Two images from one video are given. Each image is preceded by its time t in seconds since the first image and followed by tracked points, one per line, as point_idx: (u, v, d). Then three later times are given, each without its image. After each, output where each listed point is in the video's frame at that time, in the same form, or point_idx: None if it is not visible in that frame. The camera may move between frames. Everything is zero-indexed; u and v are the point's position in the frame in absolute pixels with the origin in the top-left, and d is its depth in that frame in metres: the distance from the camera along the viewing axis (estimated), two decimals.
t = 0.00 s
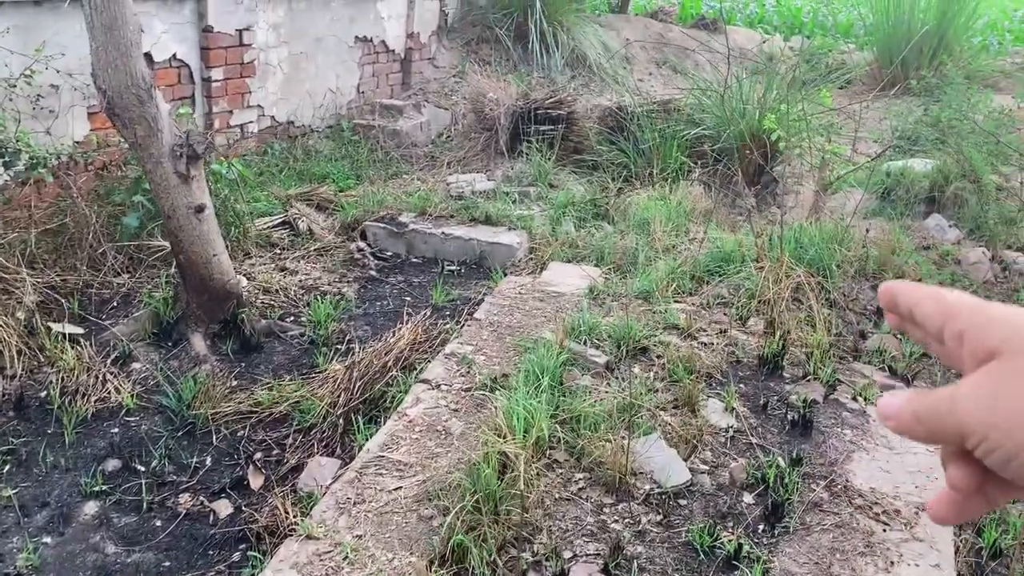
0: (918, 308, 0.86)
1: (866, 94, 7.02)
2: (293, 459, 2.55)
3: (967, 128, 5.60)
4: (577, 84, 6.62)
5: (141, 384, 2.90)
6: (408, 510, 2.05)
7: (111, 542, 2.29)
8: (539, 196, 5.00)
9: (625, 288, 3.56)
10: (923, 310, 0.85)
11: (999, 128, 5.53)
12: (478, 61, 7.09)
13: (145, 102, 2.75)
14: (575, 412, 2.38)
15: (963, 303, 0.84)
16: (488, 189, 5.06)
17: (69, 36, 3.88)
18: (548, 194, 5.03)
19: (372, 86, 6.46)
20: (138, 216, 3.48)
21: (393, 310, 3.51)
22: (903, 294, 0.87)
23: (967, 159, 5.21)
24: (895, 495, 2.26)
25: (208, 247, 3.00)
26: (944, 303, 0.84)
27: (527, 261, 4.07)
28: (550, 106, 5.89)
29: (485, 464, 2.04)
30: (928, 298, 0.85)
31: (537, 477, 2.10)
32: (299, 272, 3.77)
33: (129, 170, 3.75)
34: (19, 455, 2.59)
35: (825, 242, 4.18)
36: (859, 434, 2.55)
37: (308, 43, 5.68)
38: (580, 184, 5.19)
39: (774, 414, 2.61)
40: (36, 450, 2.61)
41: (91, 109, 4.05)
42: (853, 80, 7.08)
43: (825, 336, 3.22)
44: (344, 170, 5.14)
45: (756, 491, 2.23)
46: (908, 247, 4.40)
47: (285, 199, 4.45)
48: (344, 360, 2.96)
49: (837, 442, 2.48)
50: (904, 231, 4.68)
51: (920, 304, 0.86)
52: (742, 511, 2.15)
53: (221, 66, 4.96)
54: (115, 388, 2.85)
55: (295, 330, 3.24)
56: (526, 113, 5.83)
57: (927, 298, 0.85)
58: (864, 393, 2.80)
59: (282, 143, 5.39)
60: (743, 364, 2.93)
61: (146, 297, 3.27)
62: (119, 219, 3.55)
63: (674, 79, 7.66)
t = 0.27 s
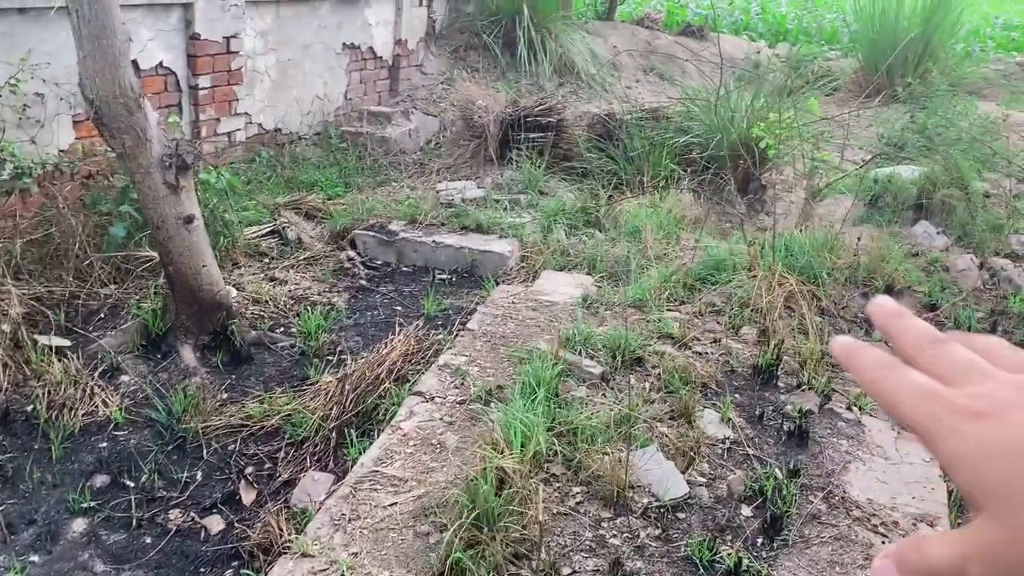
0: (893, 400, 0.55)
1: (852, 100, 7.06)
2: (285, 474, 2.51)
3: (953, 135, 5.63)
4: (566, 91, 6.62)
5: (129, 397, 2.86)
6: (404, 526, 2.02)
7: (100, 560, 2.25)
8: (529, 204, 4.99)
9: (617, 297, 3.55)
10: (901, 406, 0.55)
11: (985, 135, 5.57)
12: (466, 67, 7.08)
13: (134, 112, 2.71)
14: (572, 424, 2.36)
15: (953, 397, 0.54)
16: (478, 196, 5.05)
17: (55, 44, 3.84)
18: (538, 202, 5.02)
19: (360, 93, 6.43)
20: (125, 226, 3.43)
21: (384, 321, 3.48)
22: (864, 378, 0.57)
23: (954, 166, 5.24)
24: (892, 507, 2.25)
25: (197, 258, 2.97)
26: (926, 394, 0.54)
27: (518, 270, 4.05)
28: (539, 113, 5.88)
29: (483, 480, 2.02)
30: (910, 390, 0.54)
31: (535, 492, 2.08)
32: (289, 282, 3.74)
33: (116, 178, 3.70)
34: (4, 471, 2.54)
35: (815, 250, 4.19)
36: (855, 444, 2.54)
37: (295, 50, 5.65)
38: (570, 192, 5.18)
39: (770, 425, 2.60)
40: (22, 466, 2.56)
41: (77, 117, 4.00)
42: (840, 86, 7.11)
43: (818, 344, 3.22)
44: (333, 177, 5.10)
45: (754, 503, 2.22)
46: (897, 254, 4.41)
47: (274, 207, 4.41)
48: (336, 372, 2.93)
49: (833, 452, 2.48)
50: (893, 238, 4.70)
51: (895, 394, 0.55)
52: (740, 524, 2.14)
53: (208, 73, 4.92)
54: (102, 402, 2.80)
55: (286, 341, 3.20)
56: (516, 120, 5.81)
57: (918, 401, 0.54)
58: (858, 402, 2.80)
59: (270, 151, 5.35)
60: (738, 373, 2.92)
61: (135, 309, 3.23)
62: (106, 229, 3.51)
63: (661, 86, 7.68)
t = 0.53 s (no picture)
0: (866, 405, 0.59)
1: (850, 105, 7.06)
2: (287, 482, 2.49)
3: (952, 139, 5.63)
4: (564, 97, 6.60)
5: (129, 404, 2.83)
6: (411, 535, 2.00)
7: (100, 570, 2.21)
8: (528, 209, 4.97)
9: (620, 302, 3.52)
10: (874, 415, 0.59)
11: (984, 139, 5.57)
12: (463, 71, 7.06)
13: (134, 116, 2.69)
14: (578, 432, 2.34)
15: (922, 409, 0.58)
16: (477, 201, 5.02)
17: (53, 48, 3.81)
18: (538, 207, 5.00)
19: (358, 98, 6.40)
20: (124, 231, 3.40)
21: (385, 326, 3.46)
22: (835, 379, 0.60)
23: (953, 171, 5.23)
24: (902, 513, 2.23)
25: (198, 263, 2.94)
26: (894, 404, 0.58)
27: (519, 276, 4.03)
28: (538, 118, 5.87)
29: (491, 488, 1.99)
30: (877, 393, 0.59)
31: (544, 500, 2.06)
32: (289, 287, 3.71)
33: (115, 183, 3.67)
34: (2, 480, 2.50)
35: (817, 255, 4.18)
36: (862, 450, 2.52)
37: (293, 54, 5.62)
38: (569, 197, 5.16)
39: (777, 431, 2.58)
40: (21, 474, 2.53)
41: (74, 121, 3.97)
42: (837, 91, 7.12)
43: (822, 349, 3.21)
44: (331, 182, 5.07)
45: (762, 511, 2.20)
46: (898, 259, 4.40)
47: (272, 212, 4.38)
48: (338, 379, 2.90)
49: (841, 458, 2.46)
50: (893, 243, 4.69)
51: (869, 401, 0.59)
52: (750, 532, 2.12)
53: (206, 78, 4.89)
54: (102, 409, 2.77)
55: (287, 347, 3.17)
56: (515, 125, 5.80)
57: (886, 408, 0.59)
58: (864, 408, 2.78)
59: (267, 155, 5.32)
60: (743, 379, 2.90)
61: (134, 315, 3.20)
62: (104, 235, 3.48)
63: (659, 90, 7.67)
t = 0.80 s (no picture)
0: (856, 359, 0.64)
1: (851, 111, 7.07)
2: (294, 491, 2.48)
3: (954, 146, 5.63)
4: (566, 104, 6.61)
5: (134, 413, 2.82)
6: (421, 545, 1.99)
7: None
8: (531, 216, 4.97)
9: (625, 310, 3.52)
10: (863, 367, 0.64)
11: (985, 147, 5.58)
12: (465, 78, 7.07)
13: (140, 124, 2.68)
14: (587, 440, 2.33)
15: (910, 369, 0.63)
16: (480, 208, 5.02)
17: (58, 56, 3.81)
18: (541, 214, 5.00)
19: (360, 105, 6.40)
20: (129, 238, 3.39)
21: (389, 334, 3.45)
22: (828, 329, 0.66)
23: (956, 178, 5.23)
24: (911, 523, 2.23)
25: (203, 271, 2.93)
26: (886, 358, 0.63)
27: (522, 283, 4.03)
28: (540, 125, 5.87)
29: (501, 498, 1.99)
30: (871, 355, 0.64)
31: (554, 511, 2.05)
32: (293, 294, 3.70)
33: (119, 190, 3.67)
34: (7, 489, 2.49)
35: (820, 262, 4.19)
36: (870, 459, 2.52)
37: (295, 61, 5.62)
38: (572, 204, 5.16)
39: (784, 440, 2.58)
40: (26, 483, 2.52)
41: (78, 128, 3.97)
42: (839, 98, 7.13)
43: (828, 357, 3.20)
44: (334, 189, 5.07)
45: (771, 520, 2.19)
46: (902, 266, 4.40)
47: (276, 219, 4.38)
48: (344, 388, 2.90)
49: (849, 466, 2.45)
50: (897, 250, 4.69)
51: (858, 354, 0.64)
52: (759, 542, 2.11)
53: (209, 84, 4.89)
54: (107, 418, 2.76)
55: (292, 355, 3.17)
56: (517, 131, 5.80)
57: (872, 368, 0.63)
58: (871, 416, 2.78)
59: (270, 162, 5.32)
60: (749, 387, 2.90)
61: (138, 322, 3.19)
62: (108, 242, 3.47)
63: (659, 97, 7.69)
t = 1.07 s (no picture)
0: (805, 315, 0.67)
1: (855, 120, 7.08)
2: (302, 500, 2.48)
3: (959, 155, 5.64)
4: (570, 112, 6.63)
5: (141, 421, 2.82)
6: (430, 556, 1.99)
7: None
8: (537, 224, 4.97)
9: (631, 319, 3.52)
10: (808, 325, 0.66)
11: (990, 156, 5.58)
12: (469, 86, 7.09)
13: (149, 133, 2.70)
14: (595, 451, 2.33)
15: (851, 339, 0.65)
16: (485, 216, 5.03)
17: (65, 64, 3.83)
18: (546, 222, 5.00)
19: (365, 112, 6.42)
20: (136, 247, 3.40)
21: (396, 342, 3.46)
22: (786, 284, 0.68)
23: (961, 187, 5.24)
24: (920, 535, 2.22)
25: (211, 279, 2.94)
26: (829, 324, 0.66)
27: (528, 291, 4.03)
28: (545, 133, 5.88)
29: (509, 509, 1.99)
30: (799, 329, 0.64)
31: (563, 522, 2.06)
32: (299, 302, 3.71)
33: (126, 198, 3.68)
34: (15, 498, 2.49)
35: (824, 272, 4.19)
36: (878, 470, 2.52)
37: (301, 69, 5.64)
38: (577, 212, 5.17)
39: (792, 450, 2.58)
40: (34, 492, 2.52)
41: (85, 137, 3.98)
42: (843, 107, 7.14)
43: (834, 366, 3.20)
44: (339, 197, 5.08)
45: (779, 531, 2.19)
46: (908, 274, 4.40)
47: (282, 227, 4.39)
48: (351, 396, 2.90)
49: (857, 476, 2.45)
50: (902, 259, 4.69)
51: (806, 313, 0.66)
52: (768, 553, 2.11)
53: (215, 92, 4.91)
54: (114, 427, 2.77)
55: (298, 363, 3.17)
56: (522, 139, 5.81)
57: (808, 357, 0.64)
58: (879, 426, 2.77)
59: (276, 170, 5.34)
60: (756, 397, 2.90)
61: (146, 331, 3.20)
62: (115, 250, 3.48)
63: (663, 105, 7.70)
